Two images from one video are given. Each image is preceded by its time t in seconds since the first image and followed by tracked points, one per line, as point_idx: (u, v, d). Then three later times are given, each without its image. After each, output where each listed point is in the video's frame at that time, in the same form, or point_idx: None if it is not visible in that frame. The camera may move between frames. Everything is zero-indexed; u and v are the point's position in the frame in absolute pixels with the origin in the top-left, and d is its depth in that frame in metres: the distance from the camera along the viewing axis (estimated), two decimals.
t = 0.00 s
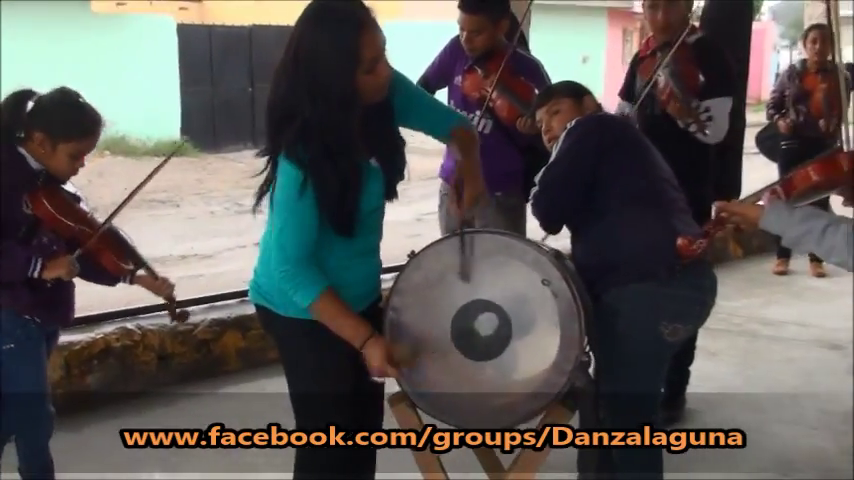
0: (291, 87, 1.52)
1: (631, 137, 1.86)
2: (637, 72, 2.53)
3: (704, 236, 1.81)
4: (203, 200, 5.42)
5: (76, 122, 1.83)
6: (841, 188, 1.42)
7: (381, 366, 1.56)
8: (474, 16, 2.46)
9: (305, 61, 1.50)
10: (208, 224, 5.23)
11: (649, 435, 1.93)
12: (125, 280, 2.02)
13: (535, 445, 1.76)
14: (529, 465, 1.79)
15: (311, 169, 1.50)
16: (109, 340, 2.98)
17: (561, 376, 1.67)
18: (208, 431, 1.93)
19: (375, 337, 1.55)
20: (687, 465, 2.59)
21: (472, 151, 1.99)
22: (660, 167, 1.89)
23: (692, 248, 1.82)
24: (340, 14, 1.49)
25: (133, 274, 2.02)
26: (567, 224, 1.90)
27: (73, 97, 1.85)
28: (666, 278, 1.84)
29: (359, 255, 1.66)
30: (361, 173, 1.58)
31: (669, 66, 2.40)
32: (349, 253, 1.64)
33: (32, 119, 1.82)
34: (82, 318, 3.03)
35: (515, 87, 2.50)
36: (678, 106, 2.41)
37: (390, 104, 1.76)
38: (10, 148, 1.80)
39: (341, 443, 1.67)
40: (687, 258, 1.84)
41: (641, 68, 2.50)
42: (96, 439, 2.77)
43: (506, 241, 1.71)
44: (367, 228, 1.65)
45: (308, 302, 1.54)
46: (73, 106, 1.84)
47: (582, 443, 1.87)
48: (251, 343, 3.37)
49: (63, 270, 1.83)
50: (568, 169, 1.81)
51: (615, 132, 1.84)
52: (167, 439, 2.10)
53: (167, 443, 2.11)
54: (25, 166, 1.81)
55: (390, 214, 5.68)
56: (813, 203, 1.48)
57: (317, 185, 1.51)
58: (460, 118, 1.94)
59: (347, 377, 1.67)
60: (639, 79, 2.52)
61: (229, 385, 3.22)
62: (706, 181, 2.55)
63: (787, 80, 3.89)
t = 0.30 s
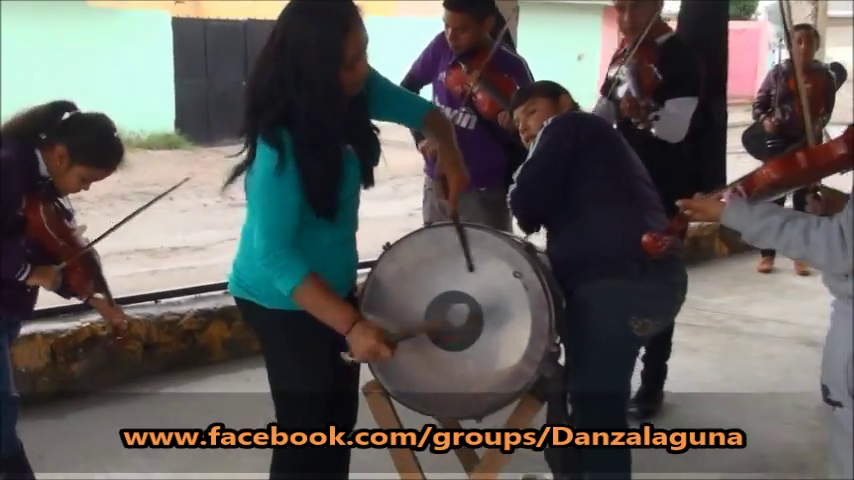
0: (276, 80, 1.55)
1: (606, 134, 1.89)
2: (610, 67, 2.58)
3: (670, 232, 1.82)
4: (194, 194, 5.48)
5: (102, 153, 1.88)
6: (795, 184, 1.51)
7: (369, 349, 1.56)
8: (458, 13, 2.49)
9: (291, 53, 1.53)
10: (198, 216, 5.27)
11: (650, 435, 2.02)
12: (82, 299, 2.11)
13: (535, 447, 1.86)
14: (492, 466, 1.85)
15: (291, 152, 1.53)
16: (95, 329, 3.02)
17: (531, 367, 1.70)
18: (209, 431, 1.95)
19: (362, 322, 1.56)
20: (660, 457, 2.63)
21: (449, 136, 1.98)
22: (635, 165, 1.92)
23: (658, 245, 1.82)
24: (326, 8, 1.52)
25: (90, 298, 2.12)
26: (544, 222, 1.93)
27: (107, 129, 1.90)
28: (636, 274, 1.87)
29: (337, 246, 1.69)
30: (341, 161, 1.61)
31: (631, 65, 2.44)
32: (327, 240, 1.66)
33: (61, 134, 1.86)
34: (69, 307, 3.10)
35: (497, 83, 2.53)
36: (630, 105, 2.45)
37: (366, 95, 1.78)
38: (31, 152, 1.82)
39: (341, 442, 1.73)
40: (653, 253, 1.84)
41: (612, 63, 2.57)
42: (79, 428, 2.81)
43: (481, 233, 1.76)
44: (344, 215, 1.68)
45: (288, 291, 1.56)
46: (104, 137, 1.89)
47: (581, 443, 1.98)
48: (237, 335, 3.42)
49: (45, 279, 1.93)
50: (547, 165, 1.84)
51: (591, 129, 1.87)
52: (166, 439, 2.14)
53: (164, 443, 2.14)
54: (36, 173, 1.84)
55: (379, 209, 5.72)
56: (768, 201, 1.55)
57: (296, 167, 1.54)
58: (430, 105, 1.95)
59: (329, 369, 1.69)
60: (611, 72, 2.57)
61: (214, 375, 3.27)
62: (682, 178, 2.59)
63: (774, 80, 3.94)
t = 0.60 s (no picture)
0: (259, 72, 1.59)
1: (587, 129, 1.93)
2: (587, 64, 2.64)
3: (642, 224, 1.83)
4: (196, 192, 5.54)
5: (98, 165, 1.94)
6: (763, 175, 1.62)
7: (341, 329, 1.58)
8: (442, 9, 2.52)
9: (275, 46, 1.57)
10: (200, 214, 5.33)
11: (650, 434, 2.10)
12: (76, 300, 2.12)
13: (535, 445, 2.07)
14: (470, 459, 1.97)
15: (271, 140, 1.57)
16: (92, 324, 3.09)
17: (510, 356, 1.76)
18: (210, 431, 2.00)
19: (333, 299, 1.57)
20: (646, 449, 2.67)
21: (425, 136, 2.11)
22: (616, 159, 1.96)
23: (630, 236, 1.83)
24: (311, 5, 1.56)
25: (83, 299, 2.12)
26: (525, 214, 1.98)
27: (107, 142, 1.96)
28: (614, 265, 1.91)
29: (321, 238, 1.73)
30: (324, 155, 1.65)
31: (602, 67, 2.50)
32: (309, 231, 1.69)
33: (62, 141, 1.92)
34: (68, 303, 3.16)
35: (482, 80, 2.54)
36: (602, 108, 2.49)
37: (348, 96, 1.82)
38: (30, 154, 1.89)
39: (342, 442, 1.80)
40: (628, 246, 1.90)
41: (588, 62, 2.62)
42: (77, 420, 2.87)
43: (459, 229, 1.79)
44: (327, 208, 1.72)
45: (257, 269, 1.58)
46: (103, 149, 1.95)
47: (581, 444, 2.02)
48: (234, 330, 3.47)
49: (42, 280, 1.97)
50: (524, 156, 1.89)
51: (572, 123, 1.92)
52: (167, 439, 2.19)
53: (164, 443, 2.21)
54: (34, 175, 1.90)
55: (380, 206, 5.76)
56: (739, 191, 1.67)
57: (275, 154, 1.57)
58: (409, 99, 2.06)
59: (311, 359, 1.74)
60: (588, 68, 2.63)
61: (211, 369, 3.33)
62: (662, 173, 2.63)
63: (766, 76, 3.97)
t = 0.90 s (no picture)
0: (271, 79, 1.63)
1: (600, 131, 1.96)
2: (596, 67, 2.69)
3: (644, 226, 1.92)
4: (220, 197, 5.60)
5: (120, 174, 1.99)
6: (766, 176, 1.64)
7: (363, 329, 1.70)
8: (459, 16, 2.55)
9: (287, 53, 1.61)
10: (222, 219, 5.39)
11: (649, 435, 2.12)
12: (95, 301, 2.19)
13: (534, 446, 2.07)
14: (477, 459, 2.00)
15: (289, 148, 1.60)
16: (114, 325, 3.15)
17: (517, 356, 1.79)
18: (210, 431, 2.06)
19: (353, 304, 1.68)
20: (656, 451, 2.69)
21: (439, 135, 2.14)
22: (627, 162, 1.98)
23: (632, 240, 1.92)
24: (323, 13, 1.60)
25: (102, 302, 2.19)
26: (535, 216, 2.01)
27: (129, 151, 2.01)
28: (621, 267, 1.93)
29: (329, 240, 1.77)
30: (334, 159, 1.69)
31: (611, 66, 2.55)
32: (320, 234, 1.74)
33: (87, 149, 1.97)
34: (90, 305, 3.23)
35: (499, 88, 2.59)
36: (613, 106, 2.54)
37: (361, 103, 1.88)
38: (55, 162, 1.94)
39: (341, 443, 1.83)
40: (633, 249, 1.93)
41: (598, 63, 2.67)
42: (98, 419, 2.92)
43: (467, 231, 1.82)
44: (338, 212, 1.76)
45: (280, 281, 1.63)
46: (126, 158, 2.00)
47: (581, 444, 2.05)
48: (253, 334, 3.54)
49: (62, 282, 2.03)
50: (534, 158, 1.93)
51: (583, 124, 1.94)
52: (167, 439, 2.16)
53: (164, 443, 2.16)
54: (57, 181, 1.95)
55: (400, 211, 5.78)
56: (743, 192, 1.70)
57: (294, 163, 1.61)
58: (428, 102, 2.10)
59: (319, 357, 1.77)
60: (596, 70, 2.68)
61: (230, 371, 3.39)
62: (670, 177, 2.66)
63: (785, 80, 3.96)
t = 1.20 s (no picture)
0: (282, 94, 1.66)
1: (612, 144, 1.96)
2: (610, 82, 2.71)
3: (659, 236, 1.94)
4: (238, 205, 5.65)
5: (139, 185, 2.00)
6: (779, 187, 1.65)
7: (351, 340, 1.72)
8: (472, 19, 2.57)
9: (297, 68, 1.63)
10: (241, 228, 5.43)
11: (648, 435, 2.04)
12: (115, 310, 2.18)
13: (534, 446, 1.98)
14: (495, 463, 2.01)
15: (289, 165, 1.62)
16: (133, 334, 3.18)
17: (532, 366, 1.79)
18: (209, 431, 2.08)
19: (345, 314, 1.71)
20: (671, 460, 2.70)
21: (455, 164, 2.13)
22: (643, 173, 1.98)
23: (646, 249, 1.94)
24: (335, 29, 1.62)
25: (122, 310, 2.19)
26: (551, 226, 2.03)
27: (149, 162, 2.02)
28: (635, 276, 1.94)
29: (338, 251, 1.78)
30: (339, 175, 1.70)
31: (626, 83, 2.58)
32: (324, 247, 1.76)
33: (108, 160, 2.00)
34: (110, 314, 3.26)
35: (512, 87, 2.60)
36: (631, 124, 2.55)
37: (370, 107, 1.88)
38: (75, 173, 1.97)
39: (340, 443, 1.82)
40: (647, 258, 1.95)
41: (613, 79, 2.69)
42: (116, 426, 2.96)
43: (482, 240, 1.83)
44: (346, 224, 1.77)
45: (280, 289, 1.69)
46: (144, 169, 2.01)
47: (581, 444, 2.05)
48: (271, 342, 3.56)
49: (77, 291, 2.01)
50: (545, 171, 1.93)
51: (595, 137, 1.94)
52: (167, 439, 2.19)
53: (164, 443, 2.19)
54: (77, 191, 1.98)
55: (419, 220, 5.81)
56: (756, 203, 1.70)
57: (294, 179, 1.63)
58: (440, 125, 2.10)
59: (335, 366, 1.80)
60: (612, 85, 2.68)
61: (248, 379, 3.42)
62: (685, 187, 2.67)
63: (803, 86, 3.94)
